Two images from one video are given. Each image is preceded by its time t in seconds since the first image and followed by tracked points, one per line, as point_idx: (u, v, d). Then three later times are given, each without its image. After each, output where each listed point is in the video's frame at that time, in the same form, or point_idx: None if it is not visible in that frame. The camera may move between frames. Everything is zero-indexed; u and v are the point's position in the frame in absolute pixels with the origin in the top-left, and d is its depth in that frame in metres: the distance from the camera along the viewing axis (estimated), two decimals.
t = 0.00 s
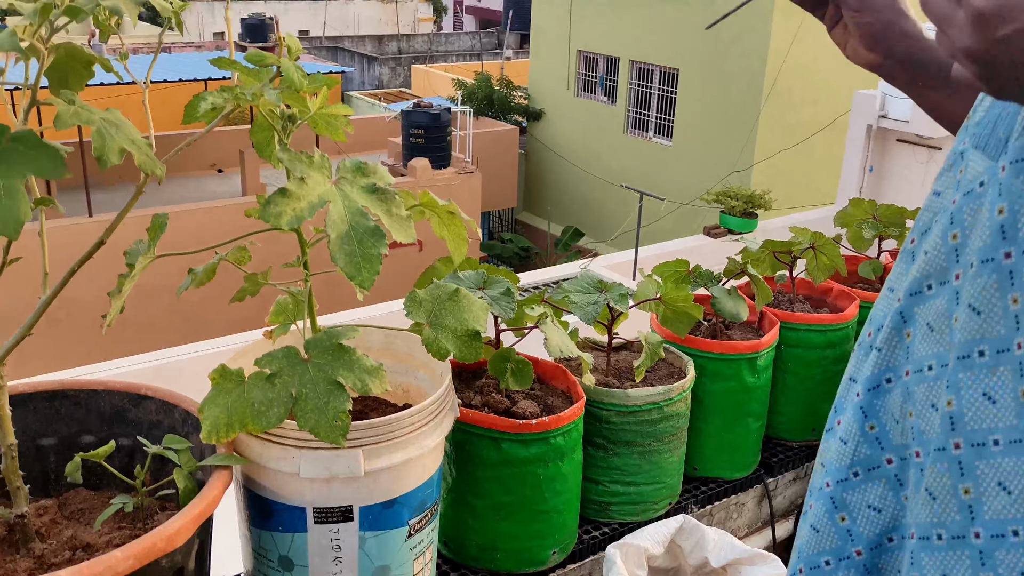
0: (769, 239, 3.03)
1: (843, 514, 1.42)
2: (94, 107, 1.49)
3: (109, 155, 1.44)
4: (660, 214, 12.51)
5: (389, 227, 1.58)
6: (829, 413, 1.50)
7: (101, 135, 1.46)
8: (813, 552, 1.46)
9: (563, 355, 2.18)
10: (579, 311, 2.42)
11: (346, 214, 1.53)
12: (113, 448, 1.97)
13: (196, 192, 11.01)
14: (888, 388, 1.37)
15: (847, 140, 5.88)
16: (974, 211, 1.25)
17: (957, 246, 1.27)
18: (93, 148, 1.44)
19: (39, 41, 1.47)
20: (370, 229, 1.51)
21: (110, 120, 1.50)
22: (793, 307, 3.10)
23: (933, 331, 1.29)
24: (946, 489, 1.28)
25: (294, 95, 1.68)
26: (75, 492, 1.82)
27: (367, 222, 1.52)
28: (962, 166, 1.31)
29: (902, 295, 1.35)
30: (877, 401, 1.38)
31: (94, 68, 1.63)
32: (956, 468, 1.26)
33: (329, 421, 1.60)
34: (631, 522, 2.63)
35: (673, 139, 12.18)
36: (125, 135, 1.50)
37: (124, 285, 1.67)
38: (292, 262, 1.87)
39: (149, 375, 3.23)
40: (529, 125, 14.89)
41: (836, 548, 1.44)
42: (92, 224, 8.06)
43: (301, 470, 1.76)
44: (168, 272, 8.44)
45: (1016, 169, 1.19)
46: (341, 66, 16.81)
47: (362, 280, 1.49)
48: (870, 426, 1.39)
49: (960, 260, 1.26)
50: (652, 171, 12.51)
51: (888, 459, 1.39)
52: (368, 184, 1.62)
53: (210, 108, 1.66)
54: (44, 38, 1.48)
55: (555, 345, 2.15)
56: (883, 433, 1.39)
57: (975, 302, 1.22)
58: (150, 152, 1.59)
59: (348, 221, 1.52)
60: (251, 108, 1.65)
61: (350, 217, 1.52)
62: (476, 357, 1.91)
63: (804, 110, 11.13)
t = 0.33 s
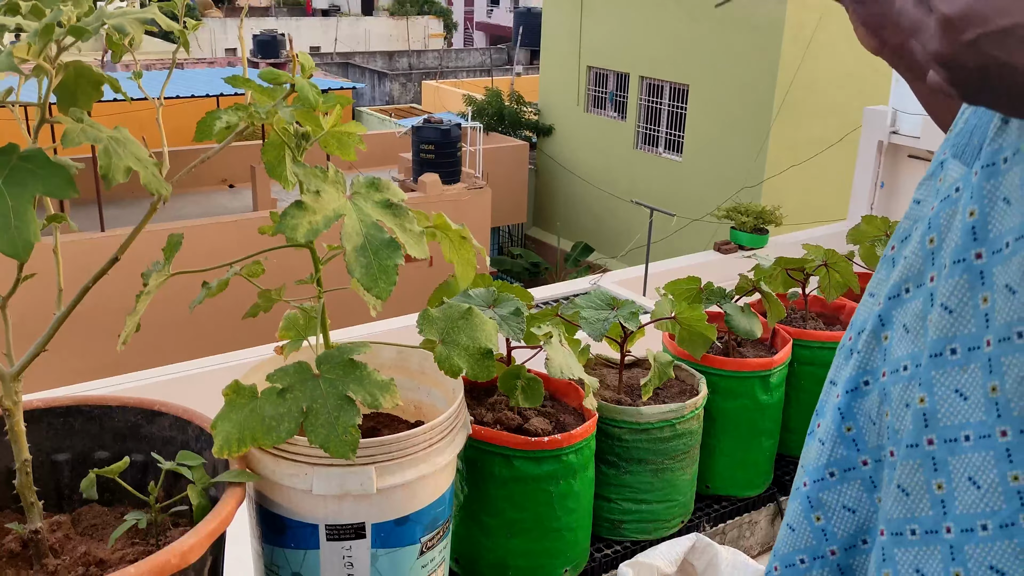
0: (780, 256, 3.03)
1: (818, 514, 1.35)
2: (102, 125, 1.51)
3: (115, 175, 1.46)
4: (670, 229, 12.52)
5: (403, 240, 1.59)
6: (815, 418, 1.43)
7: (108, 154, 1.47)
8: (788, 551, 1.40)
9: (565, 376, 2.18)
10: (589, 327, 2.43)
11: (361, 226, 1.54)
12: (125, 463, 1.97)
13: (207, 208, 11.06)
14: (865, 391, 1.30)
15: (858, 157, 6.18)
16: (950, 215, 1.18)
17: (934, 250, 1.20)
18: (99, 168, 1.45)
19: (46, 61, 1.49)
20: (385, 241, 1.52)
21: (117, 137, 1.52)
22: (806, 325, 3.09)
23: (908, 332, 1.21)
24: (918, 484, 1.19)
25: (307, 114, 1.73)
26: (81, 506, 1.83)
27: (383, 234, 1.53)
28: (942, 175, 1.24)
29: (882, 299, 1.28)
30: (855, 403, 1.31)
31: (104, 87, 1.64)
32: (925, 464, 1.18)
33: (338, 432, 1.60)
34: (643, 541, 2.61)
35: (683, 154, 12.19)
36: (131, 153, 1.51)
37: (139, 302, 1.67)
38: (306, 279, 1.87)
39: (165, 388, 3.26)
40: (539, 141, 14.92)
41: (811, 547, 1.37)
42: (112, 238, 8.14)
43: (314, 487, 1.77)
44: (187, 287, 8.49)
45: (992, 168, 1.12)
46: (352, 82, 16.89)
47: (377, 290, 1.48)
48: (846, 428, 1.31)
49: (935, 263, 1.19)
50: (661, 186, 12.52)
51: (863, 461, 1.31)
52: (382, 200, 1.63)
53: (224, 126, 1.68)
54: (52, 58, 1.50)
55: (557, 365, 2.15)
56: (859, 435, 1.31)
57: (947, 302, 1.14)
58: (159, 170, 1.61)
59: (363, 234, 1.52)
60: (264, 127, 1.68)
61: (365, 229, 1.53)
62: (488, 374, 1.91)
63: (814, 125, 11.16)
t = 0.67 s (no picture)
0: (789, 283, 3.03)
1: (812, 553, 1.44)
2: (128, 161, 1.57)
3: (141, 210, 1.51)
4: (678, 250, 12.53)
5: (413, 275, 1.62)
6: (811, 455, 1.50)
7: (134, 189, 1.53)
8: None
9: (576, 407, 2.18)
10: (599, 356, 2.43)
11: (372, 261, 1.57)
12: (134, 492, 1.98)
13: (216, 228, 11.11)
14: (863, 433, 1.36)
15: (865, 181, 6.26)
16: (945, 258, 1.24)
17: (931, 292, 1.25)
18: (126, 202, 1.50)
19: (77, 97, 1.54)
20: (395, 279, 1.55)
21: (143, 172, 1.57)
22: (813, 352, 3.09)
23: (907, 375, 1.27)
24: (923, 529, 1.24)
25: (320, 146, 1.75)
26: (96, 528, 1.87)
27: (392, 271, 1.56)
28: (936, 217, 1.30)
29: (881, 340, 1.34)
30: (851, 444, 1.37)
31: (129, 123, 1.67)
32: (931, 508, 1.23)
33: (347, 469, 1.60)
34: (651, 569, 2.60)
35: (690, 175, 12.21)
36: (156, 187, 1.56)
37: (152, 331, 1.69)
38: (316, 308, 1.88)
39: (176, 407, 3.27)
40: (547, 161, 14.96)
41: None
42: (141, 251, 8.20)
43: (321, 517, 1.77)
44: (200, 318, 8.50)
45: (987, 212, 1.17)
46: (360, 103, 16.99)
47: (387, 329, 1.52)
48: (843, 469, 1.38)
49: (933, 305, 1.24)
50: (669, 207, 12.52)
51: (856, 504, 1.38)
52: (394, 236, 1.66)
53: (240, 158, 1.72)
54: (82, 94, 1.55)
55: (569, 396, 2.15)
56: (855, 476, 1.38)
57: (948, 345, 1.19)
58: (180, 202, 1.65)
59: (374, 269, 1.56)
60: (279, 159, 1.72)
61: (376, 265, 1.57)
62: (496, 404, 1.91)
63: (822, 148, 11.20)
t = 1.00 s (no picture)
0: (796, 307, 3.03)
1: None
2: (137, 187, 1.58)
3: (150, 235, 1.53)
4: (685, 269, 12.53)
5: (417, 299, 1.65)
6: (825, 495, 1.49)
7: (144, 215, 1.55)
8: None
9: (581, 431, 2.18)
10: (606, 379, 2.43)
11: (378, 284, 1.59)
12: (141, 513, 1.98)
13: (225, 245, 11.15)
14: (877, 471, 1.36)
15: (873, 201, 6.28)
16: (953, 296, 1.25)
17: (940, 330, 1.26)
18: (134, 227, 1.52)
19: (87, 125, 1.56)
20: (401, 303, 1.56)
21: (153, 198, 1.59)
22: (821, 376, 3.09)
23: (918, 413, 1.27)
24: (939, 569, 1.22)
25: (329, 172, 1.78)
26: (103, 550, 1.88)
27: (398, 295, 1.57)
28: (943, 255, 1.32)
29: (891, 378, 1.35)
30: (867, 482, 1.37)
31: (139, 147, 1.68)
32: (946, 549, 1.22)
33: (354, 495, 1.61)
34: None
35: (697, 195, 12.22)
36: (165, 213, 1.58)
37: (160, 352, 1.71)
38: (324, 330, 1.90)
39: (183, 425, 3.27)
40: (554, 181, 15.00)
41: None
42: (151, 268, 8.22)
43: (328, 540, 1.77)
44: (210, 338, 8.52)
45: (996, 251, 1.18)
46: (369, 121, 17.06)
47: (389, 352, 1.52)
48: (859, 508, 1.37)
49: (942, 343, 1.25)
50: (676, 227, 12.52)
51: (875, 543, 1.37)
52: (399, 259, 1.68)
53: (248, 182, 1.75)
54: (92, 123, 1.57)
55: (574, 421, 2.15)
56: (872, 515, 1.37)
57: (958, 384, 1.19)
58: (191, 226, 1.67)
59: (379, 292, 1.57)
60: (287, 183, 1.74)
61: (381, 288, 1.58)
62: (502, 428, 1.93)
63: (829, 169, 11.23)
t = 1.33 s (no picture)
0: (810, 326, 3.03)
1: None
2: (165, 206, 1.61)
3: (178, 254, 1.56)
4: (698, 284, 12.52)
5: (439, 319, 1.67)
6: (846, 524, 1.49)
7: (172, 234, 1.58)
8: None
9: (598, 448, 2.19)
10: (621, 398, 2.43)
11: (400, 305, 1.61)
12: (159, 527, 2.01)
13: (240, 256, 11.23)
14: (896, 501, 1.36)
15: (888, 218, 6.29)
16: (970, 328, 1.25)
17: (956, 362, 1.27)
18: (164, 246, 1.55)
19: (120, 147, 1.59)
20: (423, 323, 1.59)
21: (180, 218, 1.62)
22: (835, 396, 3.08)
23: (935, 444, 1.28)
24: None
25: (352, 194, 1.80)
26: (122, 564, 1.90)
27: (420, 315, 1.60)
28: (960, 286, 1.32)
29: (908, 409, 1.35)
30: (886, 512, 1.37)
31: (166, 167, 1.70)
32: None
33: (375, 511, 1.62)
34: None
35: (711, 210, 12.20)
36: (193, 233, 1.61)
37: (184, 370, 1.73)
38: (342, 348, 1.92)
39: (199, 438, 3.30)
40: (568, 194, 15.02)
41: None
42: (183, 278, 8.32)
43: (344, 557, 1.79)
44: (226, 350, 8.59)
45: (1011, 285, 1.18)
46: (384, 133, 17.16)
47: (415, 372, 1.55)
48: (880, 538, 1.38)
49: (958, 375, 1.25)
50: (691, 241, 12.50)
51: (898, 571, 1.37)
52: (421, 279, 1.71)
53: (272, 205, 1.77)
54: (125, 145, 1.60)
55: (591, 438, 2.16)
56: (892, 544, 1.37)
57: (976, 418, 1.19)
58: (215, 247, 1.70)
59: (403, 313, 1.60)
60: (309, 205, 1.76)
61: (405, 309, 1.61)
62: (517, 446, 1.95)
63: (843, 185, 11.22)
